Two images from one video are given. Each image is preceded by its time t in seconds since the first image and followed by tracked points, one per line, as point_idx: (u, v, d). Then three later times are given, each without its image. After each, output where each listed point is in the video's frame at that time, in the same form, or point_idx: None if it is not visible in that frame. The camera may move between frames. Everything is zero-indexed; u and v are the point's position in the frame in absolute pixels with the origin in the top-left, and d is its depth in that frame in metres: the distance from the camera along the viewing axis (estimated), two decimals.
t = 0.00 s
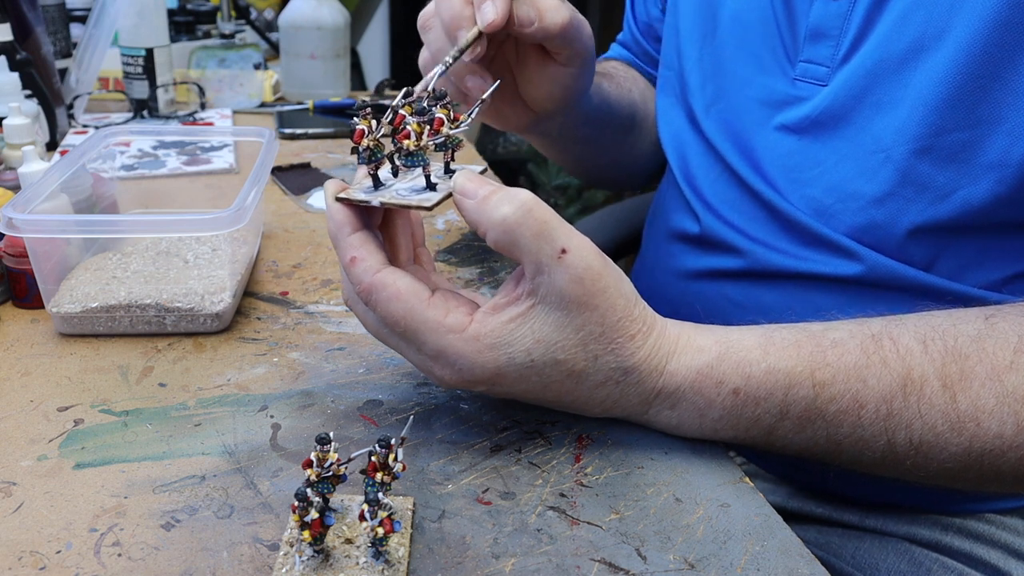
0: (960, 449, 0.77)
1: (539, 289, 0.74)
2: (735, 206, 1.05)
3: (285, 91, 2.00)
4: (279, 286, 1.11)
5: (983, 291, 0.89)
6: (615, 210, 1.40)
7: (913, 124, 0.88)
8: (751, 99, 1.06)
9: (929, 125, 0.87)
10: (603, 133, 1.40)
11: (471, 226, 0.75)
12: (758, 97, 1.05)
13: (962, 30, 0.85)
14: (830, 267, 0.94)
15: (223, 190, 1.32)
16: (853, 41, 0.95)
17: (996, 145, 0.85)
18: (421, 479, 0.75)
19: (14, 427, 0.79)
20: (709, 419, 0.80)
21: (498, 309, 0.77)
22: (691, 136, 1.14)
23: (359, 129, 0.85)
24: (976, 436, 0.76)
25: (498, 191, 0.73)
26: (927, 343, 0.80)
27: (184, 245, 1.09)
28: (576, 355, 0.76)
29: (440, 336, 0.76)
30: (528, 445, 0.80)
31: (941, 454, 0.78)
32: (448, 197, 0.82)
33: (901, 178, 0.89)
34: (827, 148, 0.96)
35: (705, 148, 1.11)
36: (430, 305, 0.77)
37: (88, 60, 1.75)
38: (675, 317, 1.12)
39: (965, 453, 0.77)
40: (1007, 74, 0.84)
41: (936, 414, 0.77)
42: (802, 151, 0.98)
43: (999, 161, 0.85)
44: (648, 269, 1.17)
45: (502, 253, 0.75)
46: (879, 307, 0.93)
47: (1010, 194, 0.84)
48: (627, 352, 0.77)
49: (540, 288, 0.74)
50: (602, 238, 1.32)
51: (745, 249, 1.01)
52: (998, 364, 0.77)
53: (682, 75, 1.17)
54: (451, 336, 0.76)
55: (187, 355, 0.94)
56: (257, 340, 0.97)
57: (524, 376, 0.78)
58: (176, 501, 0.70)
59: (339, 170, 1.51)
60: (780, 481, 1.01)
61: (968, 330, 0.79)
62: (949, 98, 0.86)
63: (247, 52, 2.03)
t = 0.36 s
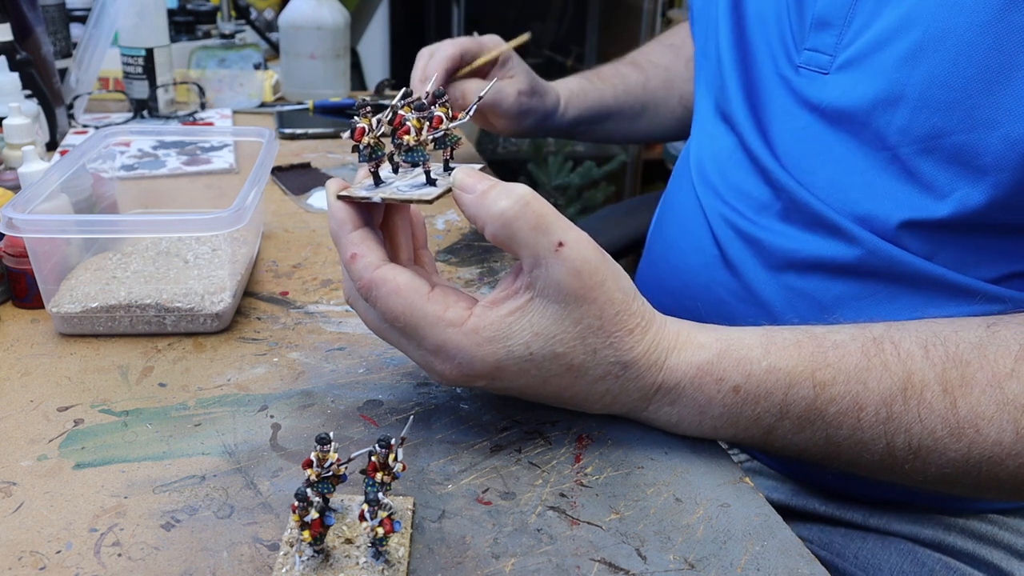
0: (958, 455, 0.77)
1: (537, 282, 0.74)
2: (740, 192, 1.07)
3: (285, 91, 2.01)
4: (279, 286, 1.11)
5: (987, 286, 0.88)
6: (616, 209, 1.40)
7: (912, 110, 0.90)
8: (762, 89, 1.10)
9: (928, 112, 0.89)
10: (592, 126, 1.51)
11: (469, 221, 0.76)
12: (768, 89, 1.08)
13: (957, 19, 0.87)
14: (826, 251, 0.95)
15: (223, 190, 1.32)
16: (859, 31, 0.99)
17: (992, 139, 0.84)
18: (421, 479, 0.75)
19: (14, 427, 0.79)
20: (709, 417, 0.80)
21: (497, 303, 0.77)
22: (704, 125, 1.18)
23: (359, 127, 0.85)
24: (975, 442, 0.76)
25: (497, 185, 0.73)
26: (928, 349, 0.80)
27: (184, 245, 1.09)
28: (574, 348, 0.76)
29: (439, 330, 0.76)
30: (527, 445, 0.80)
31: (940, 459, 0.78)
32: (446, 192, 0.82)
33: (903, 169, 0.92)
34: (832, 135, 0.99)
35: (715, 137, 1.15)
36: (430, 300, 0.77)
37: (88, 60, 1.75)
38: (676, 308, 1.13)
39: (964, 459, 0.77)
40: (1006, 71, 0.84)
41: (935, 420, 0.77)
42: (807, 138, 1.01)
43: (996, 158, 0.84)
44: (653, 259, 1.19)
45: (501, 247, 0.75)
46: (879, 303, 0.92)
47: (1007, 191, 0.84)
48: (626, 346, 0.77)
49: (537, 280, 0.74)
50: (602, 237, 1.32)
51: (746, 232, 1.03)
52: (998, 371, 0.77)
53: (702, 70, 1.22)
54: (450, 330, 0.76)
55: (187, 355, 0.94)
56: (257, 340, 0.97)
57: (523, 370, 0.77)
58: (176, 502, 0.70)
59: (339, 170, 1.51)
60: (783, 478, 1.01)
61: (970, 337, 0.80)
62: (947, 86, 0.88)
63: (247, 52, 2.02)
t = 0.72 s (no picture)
0: (962, 441, 0.77)
1: (540, 278, 0.74)
2: (735, 181, 1.08)
3: (285, 91, 2.01)
4: (279, 286, 1.11)
5: (981, 271, 0.87)
6: (618, 207, 1.40)
7: (906, 97, 0.90)
8: (760, 82, 1.10)
9: (921, 98, 0.89)
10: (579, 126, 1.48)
11: (471, 221, 0.76)
12: (766, 80, 1.09)
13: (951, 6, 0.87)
14: (819, 236, 0.95)
15: (223, 190, 1.31)
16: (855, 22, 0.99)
17: (983, 124, 0.84)
18: (421, 479, 0.75)
19: (14, 427, 0.79)
20: (714, 410, 0.81)
21: (501, 301, 0.77)
22: (702, 118, 1.18)
23: (360, 133, 0.85)
24: (979, 429, 0.76)
25: (498, 183, 0.74)
26: (929, 338, 0.80)
27: (184, 245, 1.09)
28: (579, 343, 0.76)
29: (445, 331, 0.76)
30: (528, 445, 0.80)
31: (943, 447, 0.78)
32: (449, 190, 0.82)
33: (896, 155, 0.92)
34: (828, 124, 0.99)
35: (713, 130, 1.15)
36: (434, 301, 0.77)
37: (88, 60, 1.75)
38: (673, 301, 1.12)
39: (969, 445, 0.77)
40: (997, 55, 0.84)
41: (938, 407, 0.77)
42: (803, 128, 1.02)
43: (987, 142, 0.84)
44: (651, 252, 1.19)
45: (504, 246, 0.75)
46: (873, 290, 0.92)
47: (997, 176, 0.84)
48: (631, 340, 0.77)
49: (542, 276, 0.74)
50: (603, 237, 1.32)
51: (741, 220, 1.04)
52: (999, 358, 0.77)
53: (701, 66, 1.23)
54: (457, 331, 0.76)
55: (187, 355, 0.94)
56: (257, 340, 0.97)
57: (529, 367, 0.77)
58: (176, 501, 0.70)
59: (339, 170, 1.51)
60: (777, 467, 1.02)
61: (969, 325, 0.80)
62: (940, 73, 0.88)
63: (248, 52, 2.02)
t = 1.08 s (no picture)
0: (962, 432, 0.77)
1: (536, 274, 0.74)
2: (729, 178, 1.07)
3: (285, 91, 2.01)
4: (279, 286, 1.11)
5: (974, 263, 0.88)
6: (618, 206, 1.40)
7: (899, 92, 0.91)
8: (752, 80, 1.10)
9: (914, 93, 0.89)
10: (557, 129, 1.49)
11: (468, 218, 0.76)
12: (758, 77, 1.08)
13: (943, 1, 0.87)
14: (814, 231, 0.95)
15: (223, 190, 1.31)
16: (847, 19, 0.99)
17: (977, 118, 0.85)
18: (421, 479, 0.75)
19: (14, 427, 0.79)
20: (712, 407, 0.80)
21: (497, 298, 0.78)
22: (694, 117, 1.18)
23: (355, 133, 0.86)
24: (977, 418, 0.76)
25: (495, 180, 0.74)
26: (926, 331, 0.80)
27: (184, 245, 1.09)
28: (577, 339, 0.76)
29: (441, 328, 0.76)
30: (527, 445, 0.80)
31: (942, 438, 0.78)
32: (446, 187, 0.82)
33: (890, 150, 0.92)
34: (821, 120, 0.99)
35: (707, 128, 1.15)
36: (430, 298, 0.77)
37: (88, 60, 1.75)
38: (669, 298, 1.12)
39: (968, 436, 0.77)
40: (989, 49, 0.84)
41: (935, 398, 0.77)
42: (797, 124, 1.02)
43: (980, 136, 0.84)
44: (645, 249, 1.18)
45: (500, 242, 0.75)
46: (869, 283, 0.92)
47: (990, 169, 0.84)
48: (628, 336, 0.77)
49: (537, 272, 0.74)
50: (603, 237, 1.32)
51: (736, 217, 1.03)
52: (994, 348, 0.77)
53: (692, 64, 1.22)
54: (454, 328, 0.76)
55: (187, 355, 0.94)
56: (257, 340, 0.97)
57: (526, 364, 0.77)
58: (176, 501, 0.70)
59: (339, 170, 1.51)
60: (776, 464, 1.02)
61: (963, 317, 0.80)
62: (933, 67, 0.88)
63: (247, 52, 2.02)
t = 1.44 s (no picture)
0: (963, 438, 0.77)
1: (540, 276, 0.74)
2: (735, 183, 1.07)
3: (285, 91, 2.01)
4: (279, 286, 1.11)
5: (983, 270, 0.88)
6: (617, 205, 1.40)
7: (911, 99, 0.91)
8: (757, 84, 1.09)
9: (926, 100, 0.90)
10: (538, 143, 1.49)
11: (471, 220, 0.76)
12: (764, 82, 1.08)
13: (956, 8, 0.87)
14: (825, 239, 0.95)
15: (223, 190, 1.31)
16: (855, 25, 0.99)
17: (991, 125, 0.85)
18: (421, 479, 0.75)
19: (14, 427, 0.79)
20: (714, 411, 0.81)
21: (500, 300, 0.78)
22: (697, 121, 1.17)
23: (358, 132, 0.86)
24: (978, 425, 0.76)
25: (499, 181, 0.74)
26: (928, 336, 0.80)
27: (184, 245, 1.09)
28: (580, 342, 0.76)
29: (445, 328, 0.76)
30: (527, 445, 0.80)
31: (943, 444, 0.78)
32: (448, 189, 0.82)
33: (901, 157, 0.92)
34: (829, 124, 0.99)
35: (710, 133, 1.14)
36: (434, 299, 0.77)
37: (88, 60, 1.75)
38: (673, 301, 1.12)
39: (968, 442, 0.77)
40: (1004, 56, 0.84)
41: (937, 404, 0.77)
42: (805, 130, 1.01)
43: (994, 143, 0.85)
44: (648, 252, 1.18)
45: (503, 244, 0.75)
46: (877, 289, 0.92)
47: (1003, 178, 0.85)
48: (632, 339, 0.77)
49: (540, 275, 0.74)
50: (603, 237, 1.32)
51: (743, 221, 1.03)
52: (996, 355, 0.77)
53: (693, 64, 1.22)
54: (458, 329, 0.76)
55: (187, 355, 0.94)
56: (257, 340, 0.97)
57: (530, 366, 0.77)
58: (176, 502, 0.70)
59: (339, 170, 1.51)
60: (781, 470, 1.02)
61: (965, 323, 0.80)
62: (946, 74, 0.88)
63: (247, 52, 2.02)
